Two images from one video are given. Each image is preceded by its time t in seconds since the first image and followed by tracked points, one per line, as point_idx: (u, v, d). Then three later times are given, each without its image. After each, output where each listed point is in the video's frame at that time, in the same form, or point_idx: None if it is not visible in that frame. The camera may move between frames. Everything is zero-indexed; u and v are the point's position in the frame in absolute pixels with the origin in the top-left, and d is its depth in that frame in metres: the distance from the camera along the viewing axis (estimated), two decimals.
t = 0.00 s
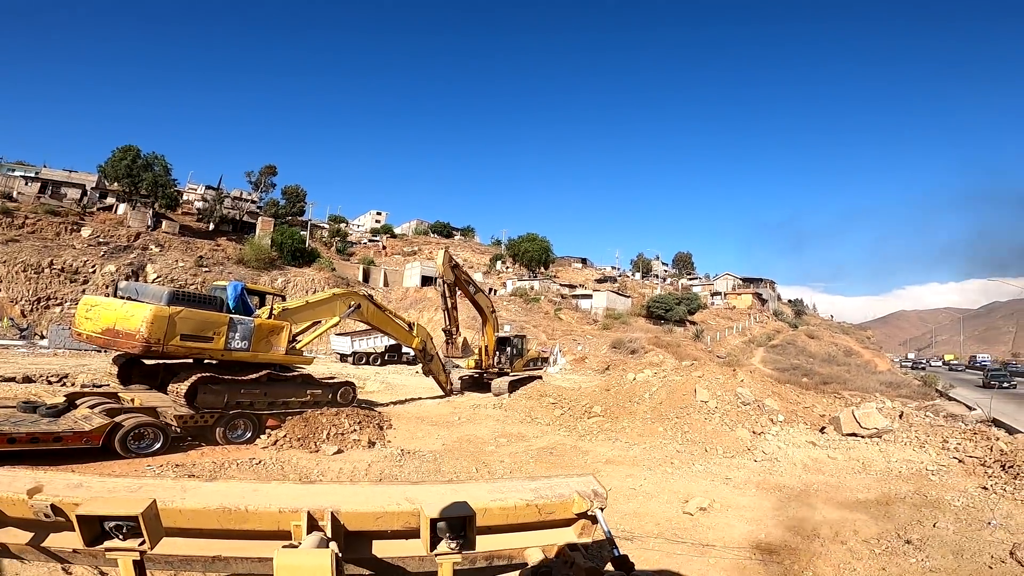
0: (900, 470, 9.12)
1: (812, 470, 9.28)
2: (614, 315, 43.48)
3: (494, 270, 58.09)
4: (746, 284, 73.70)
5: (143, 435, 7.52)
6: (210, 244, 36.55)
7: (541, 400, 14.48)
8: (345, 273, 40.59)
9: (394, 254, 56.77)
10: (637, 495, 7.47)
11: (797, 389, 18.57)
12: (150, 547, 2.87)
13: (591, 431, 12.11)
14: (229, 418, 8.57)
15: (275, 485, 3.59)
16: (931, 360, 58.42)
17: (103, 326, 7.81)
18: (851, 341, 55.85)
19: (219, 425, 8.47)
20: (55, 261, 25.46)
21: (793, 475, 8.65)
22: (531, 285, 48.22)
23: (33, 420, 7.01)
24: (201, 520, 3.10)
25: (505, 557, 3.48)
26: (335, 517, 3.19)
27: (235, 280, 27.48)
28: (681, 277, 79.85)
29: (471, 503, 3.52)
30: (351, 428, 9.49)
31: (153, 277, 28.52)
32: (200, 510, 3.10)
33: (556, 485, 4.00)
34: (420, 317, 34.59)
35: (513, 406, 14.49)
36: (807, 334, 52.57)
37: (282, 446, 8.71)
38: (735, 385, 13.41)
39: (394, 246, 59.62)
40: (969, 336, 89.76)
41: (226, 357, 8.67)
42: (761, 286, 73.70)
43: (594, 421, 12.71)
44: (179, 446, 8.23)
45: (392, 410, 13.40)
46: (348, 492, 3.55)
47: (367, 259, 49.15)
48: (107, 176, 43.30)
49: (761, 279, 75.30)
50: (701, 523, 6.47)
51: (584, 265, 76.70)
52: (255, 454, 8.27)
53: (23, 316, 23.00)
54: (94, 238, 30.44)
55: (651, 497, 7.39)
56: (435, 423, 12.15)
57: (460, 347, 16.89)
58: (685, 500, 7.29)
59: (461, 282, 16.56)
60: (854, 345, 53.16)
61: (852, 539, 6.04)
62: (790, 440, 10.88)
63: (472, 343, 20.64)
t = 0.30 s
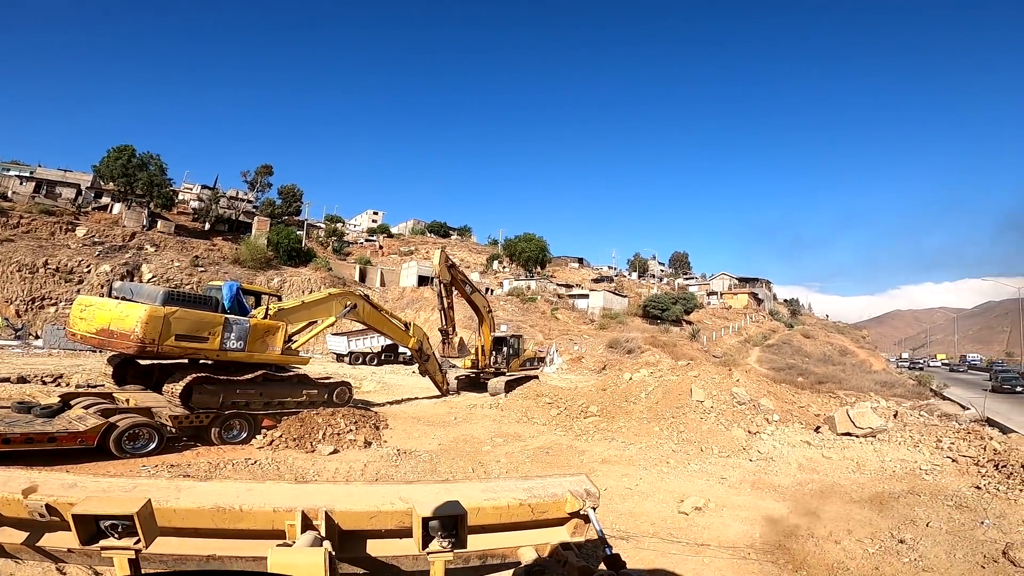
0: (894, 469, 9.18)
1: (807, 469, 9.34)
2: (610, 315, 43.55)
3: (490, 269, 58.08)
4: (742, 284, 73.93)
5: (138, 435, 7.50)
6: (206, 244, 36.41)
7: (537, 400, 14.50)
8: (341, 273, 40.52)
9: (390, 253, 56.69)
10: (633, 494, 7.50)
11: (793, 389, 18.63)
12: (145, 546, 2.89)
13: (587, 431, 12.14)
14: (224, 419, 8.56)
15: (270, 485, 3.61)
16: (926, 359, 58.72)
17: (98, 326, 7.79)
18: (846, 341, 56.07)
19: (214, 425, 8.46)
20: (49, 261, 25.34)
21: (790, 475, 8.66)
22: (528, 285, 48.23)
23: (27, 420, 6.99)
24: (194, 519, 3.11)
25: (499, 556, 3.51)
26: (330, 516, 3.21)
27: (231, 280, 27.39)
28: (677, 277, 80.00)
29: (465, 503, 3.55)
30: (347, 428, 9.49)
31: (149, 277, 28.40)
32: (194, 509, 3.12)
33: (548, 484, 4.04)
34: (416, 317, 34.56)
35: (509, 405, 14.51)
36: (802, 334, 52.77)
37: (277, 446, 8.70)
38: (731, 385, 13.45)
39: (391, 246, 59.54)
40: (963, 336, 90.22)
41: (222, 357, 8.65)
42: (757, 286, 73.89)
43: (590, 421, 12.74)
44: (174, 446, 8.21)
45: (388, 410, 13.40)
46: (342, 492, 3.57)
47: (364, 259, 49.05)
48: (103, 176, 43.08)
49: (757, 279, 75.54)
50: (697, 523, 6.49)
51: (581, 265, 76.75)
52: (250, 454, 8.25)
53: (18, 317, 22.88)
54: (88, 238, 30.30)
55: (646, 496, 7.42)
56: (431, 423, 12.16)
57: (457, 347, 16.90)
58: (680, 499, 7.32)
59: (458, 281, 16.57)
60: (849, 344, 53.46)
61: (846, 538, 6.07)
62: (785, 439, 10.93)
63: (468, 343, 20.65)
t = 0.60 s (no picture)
0: (891, 469, 9.17)
1: (805, 469, 9.32)
2: (607, 313, 43.55)
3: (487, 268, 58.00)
4: (739, 283, 74.06)
5: (130, 435, 7.41)
6: (201, 243, 36.20)
7: (534, 399, 14.45)
8: (338, 271, 40.37)
9: (387, 252, 56.53)
10: (629, 494, 7.45)
11: (789, 388, 18.63)
12: (128, 546, 2.82)
13: (584, 430, 12.10)
14: (217, 418, 8.47)
15: (256, 485, 3.55)
16: (920, 357, 59.05)
17: (89, 325, 7.70)
18: (841, 340, 56.25)
19: (207, 425, 8.37)
20: (43, 260, 25.14)
21: (787, 475, 8.64)
22: (525, 283, 48.18)
23: (17, 419, 6.90)
24: (178, 520, 3.04)
25: (487, 556, 3.46)
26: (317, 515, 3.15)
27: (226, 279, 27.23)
28: (673, 276, 80.11)
29: (453, 503, 3.51)
30: (342, 428, 9.41)
31: (143, 276, 28.20)
32: (178, 509, 3.05)
33: (537, 484, 4.00)
34: (413, 316, 34.46)
35: (505, 404, 14.46)
36: (798, 332, 52.89)
37: (271, 446, 8.62)
38: (727, 384, 13.43)
39: (387, 245, 59.40)
40: (958, 335, 90.64)
41: (215, 356, 8.56)
42: (753, 285, 74.03)
43: (587, 420, 12.70)
44: (167, 446, 8.13)
45: (384, 409, 13.34)
46: (331, 491, 3.51)
47: (360, 258, 48.90)
48: (97, 175, 42.79)
49: (753, 278, 75.71)
50: (694, 523, 6.45)
51: (577, 264, 76.76)
52: (244, 454, 8.17)
53: (10, 316, 22.67)
54: (82, 237, 30.07)
55: (643, 496, 7.38)
56: (427, 422, 12.11)
57: (453, 346, 16.83)
58: (677, 499, 7.29)
59: (454, 280, 16.49)
60: (844, 343, 53.65)
61: (843, 538, 6.05)
62: (782, 439, 10.93)
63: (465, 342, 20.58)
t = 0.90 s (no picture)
0: (894, 470, 9.10)
1: (807, 470, 9.25)
2: (607, 313, 43.45)
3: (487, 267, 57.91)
4: (739, 283, 74.00)
5: (124, 435, 7.32)
6: (200, 241, 36.12)
7: (533, 399, 14.37)
8: (337, 270, 40.28)
9: (386, 251, 56.43)
10: (630, 496, 7.37)
11: (790, 388, 18.57)
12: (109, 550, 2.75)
13: (584, 431, 12.03)
14: (213, 418, 8.38)
15: (238, 486, 3.47)
16: (919, 357, 59.08)
17: (83, 323, 7.61)
18: (841, 340, 56.20)
19: (202, 425, 8.27)
20: (41, 259, 25.03)
21: (789, 476, 8.55)
22: (525, 283, 48.09)
23: (9, 419, 6.80)
24: (158, 522, 2.96)
25: (475, 556, 3.35)
26: (301, 517, 3.07)
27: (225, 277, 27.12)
28: (673, 276, 80.02)
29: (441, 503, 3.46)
30: (340, 428, 9.33)
31: (142, 275, 28.09)
32: (158, 511, 2.97)
33: (525, 484, 3.94)
34: (412, 316, 34.36)
35: (505, 404, 14.38)
36: (798, 332, 52.83)
37: (268, 446, 8.53)
38: (728, 384, 13.34)
39: (387, 244, 59.29)
40: (958, 336, 90.63)
41: (211, 356, 8.46)
42: (753, 285, 73.97)
43: (587, 420, 12.63)
44: (162, 447, 8.04)
45: (383, 409, 13.25)
46: (315, 493, 3.44)
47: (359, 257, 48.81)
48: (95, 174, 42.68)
49: (753, 278, 75.68)
50: (697, 526, 6.37)
51: (577, 264, 76.67)
52: (240, 455, 8.07)
53: (8, 315, 22.56)
54: (81, 235, 29.96)
55: (644, 498, 7.30)
56: (426, 422, 12.03)
57: (452, 346, 16.73)
58: (678, 501, 7.21)
59: (453, 279, 16.38)
60: (844, 343, 53.62)
61: (848, 541, 5.97)
62: (784, 439, 10.84)
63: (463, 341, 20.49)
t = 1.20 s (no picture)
0: (884, 472, 9.12)
1: (797, 472, 9.25)
2: (599, 314, 43.51)
3: (479, 268, 57.81)
4: (730, 284, 74.43)
5: (107, 436, 7.18)
6: (190, 241, 35.75)
7: (525, 400, 14.31)
8: (328, 270, 40.03)
9: (378, 252, 56.17)
10: (621, 498, 7.33)
11: (781, 389, 18.62)
12: (66, 554, 2.67)
13: (576, 432, 11.98)
14: (198, 420, 8.24)
15: (201, 488, 3.38)
16: (908, 358, 59.75)
17: (64, 323, 7.46)
18: (831, 341, 56.63)
19: (187, 426, 8.14)
20: (28, 258, 24.67)
21: (779, 478, 8.53)
22: (517, 284, 48.04)
23: None
24: (117, 524, 2.85)
25: (446, 555, 3.34)
26: (267, 517, 2.99)
27: (215, 277, 26.85)
28: (665, 277, 80.34)
29: (411, 502, 3.39)
30: (329, 429, 9.21)
31: (130, 274, 27.74)
32: (115, 512, 2.86)
33: (495, 483, 3.89)
34: (404, 316, 34.21)
35: (496, 405, 14.31)
36: (789, 334, 53.17)
37: (255, 447, 8.40)
38: (719, 385, 13.34)
39: (379, 244, 59.03)
40: (945, 337, 91.70)
41: (196, 356, 8.32)
42: (744, 286, 74.40)
43: (578, 421, 12.58)
44: (145, 448, 7.90)
45: (373, 410, 13.14)
46: (282, 493, 3.35)
47: (351, 257, 48.53)
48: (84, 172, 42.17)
49: (744, 279, 76.12)
50: (689, 529, 6.33)
51: (570, 264, 76.78)
52: (226, 457, 7.94)
53: None
54: (68, 234, 29.56)
55: (635, 500, 7.26)
56: (416, 423, 11.93)
57: (444, 347, 16.63)
58: (669, 503, 7.17)
59: (445, 280, 16.29)
60: (834, 344, 54.06)
61: (838, 544, 5.96)
62: (775, 441, 10.84)
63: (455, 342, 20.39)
